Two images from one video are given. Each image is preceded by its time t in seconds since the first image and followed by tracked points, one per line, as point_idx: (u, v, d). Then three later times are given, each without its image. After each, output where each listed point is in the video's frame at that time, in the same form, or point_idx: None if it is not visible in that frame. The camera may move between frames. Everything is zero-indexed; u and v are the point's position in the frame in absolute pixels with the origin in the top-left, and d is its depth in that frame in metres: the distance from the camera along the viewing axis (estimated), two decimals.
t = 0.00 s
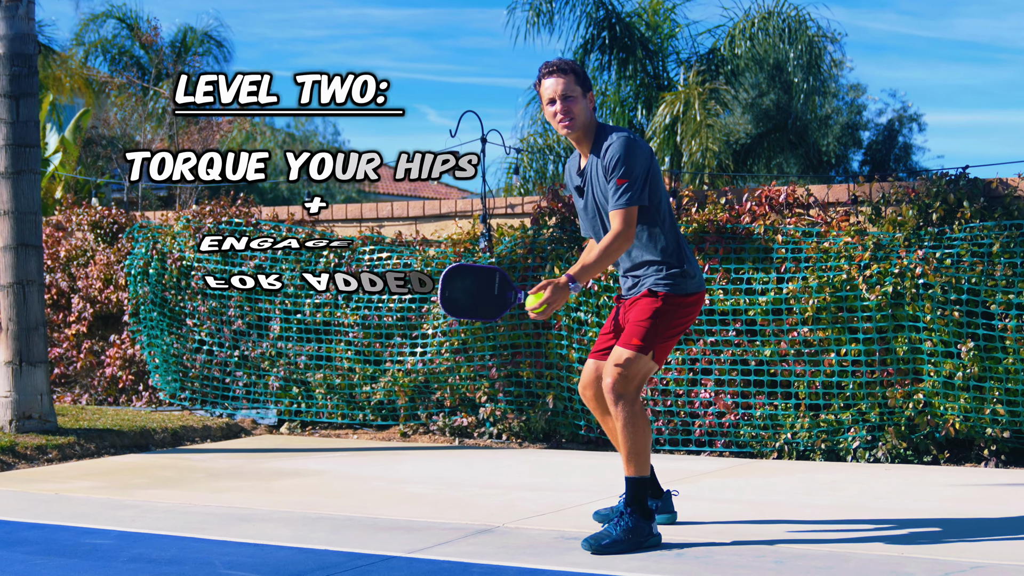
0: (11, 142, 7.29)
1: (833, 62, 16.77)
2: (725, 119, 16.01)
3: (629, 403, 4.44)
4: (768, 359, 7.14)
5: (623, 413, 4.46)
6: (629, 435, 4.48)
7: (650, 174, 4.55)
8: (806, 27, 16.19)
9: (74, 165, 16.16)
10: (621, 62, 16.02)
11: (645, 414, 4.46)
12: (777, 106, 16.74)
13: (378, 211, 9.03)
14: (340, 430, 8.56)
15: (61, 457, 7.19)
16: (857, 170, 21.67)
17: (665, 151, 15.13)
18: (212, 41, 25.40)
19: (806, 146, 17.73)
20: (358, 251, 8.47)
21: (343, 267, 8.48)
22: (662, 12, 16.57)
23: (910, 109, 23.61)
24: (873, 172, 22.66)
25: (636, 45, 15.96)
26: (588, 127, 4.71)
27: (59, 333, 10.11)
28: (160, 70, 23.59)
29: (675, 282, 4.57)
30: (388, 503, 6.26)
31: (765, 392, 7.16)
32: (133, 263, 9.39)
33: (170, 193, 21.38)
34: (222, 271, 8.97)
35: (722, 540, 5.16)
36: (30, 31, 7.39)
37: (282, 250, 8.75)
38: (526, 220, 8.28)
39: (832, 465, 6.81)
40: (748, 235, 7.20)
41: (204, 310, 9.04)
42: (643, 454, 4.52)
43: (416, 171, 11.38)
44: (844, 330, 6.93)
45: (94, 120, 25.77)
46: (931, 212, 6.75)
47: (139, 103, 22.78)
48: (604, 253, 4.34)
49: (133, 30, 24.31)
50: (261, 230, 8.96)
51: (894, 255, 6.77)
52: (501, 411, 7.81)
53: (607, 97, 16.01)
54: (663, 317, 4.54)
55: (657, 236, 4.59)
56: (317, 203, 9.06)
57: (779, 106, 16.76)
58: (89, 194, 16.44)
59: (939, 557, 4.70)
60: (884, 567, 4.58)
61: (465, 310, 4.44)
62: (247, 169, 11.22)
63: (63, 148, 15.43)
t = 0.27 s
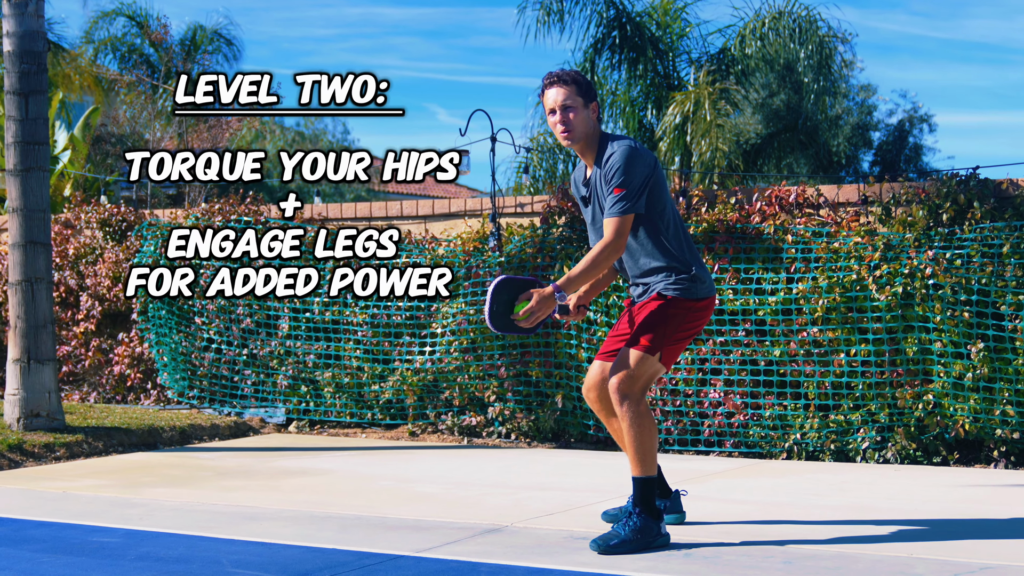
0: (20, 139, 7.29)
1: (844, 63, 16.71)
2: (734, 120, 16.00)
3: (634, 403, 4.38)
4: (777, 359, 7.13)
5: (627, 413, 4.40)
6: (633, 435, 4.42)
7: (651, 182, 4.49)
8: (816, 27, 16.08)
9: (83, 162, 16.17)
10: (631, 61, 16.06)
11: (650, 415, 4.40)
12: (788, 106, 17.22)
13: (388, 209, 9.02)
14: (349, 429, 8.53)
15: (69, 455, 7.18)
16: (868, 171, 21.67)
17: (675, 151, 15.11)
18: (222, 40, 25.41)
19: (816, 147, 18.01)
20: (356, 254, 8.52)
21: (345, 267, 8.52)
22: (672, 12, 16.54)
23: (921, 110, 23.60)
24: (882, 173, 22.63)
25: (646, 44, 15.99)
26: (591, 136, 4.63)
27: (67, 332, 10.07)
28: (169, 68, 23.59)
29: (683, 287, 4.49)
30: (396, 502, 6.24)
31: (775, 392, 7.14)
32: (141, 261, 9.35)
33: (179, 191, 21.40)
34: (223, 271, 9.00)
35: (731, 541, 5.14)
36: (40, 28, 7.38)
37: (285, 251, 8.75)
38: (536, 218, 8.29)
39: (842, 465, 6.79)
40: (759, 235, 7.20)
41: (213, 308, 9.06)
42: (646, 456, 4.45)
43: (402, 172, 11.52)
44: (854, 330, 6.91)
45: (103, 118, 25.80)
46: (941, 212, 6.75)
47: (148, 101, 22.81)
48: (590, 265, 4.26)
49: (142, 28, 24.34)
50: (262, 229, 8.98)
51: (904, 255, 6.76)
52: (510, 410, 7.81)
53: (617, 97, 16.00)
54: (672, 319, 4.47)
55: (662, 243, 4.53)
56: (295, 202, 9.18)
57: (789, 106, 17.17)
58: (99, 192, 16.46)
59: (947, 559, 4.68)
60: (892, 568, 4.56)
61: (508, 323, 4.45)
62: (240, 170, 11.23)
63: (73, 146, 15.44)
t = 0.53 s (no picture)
0: (25, 136, 7.28)
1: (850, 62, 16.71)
2: (739, 118, 15.98)
3: (628, 402, 4.33)
4: (782, 358, 7.13)
5: (622, 412, 4.35)
6: (629, 434, 4.38)
7: (647, 189, 4.42)
8: (822, 25, 16.09)
9: (87, 159, 16.16)
10: (637, 59, 16.01)
11: (645, 414, 4.34)
12: (794, 104, 17.10)
13: (393, 207, 8.94)
14: (354, 427, 8.51)
15: (73, 453, 7.17)
16: (873, 170, 21.69)
17: (681, 149, 15.21)
18: (227, 37, 25.41)
19: (821, 145, 18.03)
20: (356, 254, 8.52)
21: (345, 267, 8.53)
22: (678, 10, 16.51)
23: (927, 109, 23.62)
24: (888, 172, 22.63)
25: (652, 42, 15.97)
26: (587, 149, 4.62)
27: (71, 329, 10.06)
28: (173, 66, 23.56)
29: (682, 293, 4.47)
30: (400, 501, 6.23)
31: (780, 391, 7.14)
32: (146, 258, 9.31)
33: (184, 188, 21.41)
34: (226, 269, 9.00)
35: (736, 540, 5.13)
36: (45, 25, 7.37)
37: (286, 251, 8.75)
38: (541, 216, 8.27)
39: (846, 465, 6.78)
40: (764, 233, 7.19)
41: (217, 306, 9.00)
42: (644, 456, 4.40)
43: (402, 172, 11.47)
44: (859, 330, 6.91)
45: (108, 116, 25.80)
46: (947, 212, 6.73)
47: (153, 98, 22.80)
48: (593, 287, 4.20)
49: (147, 25, 24.34)
50: (262, 228, 8.93)
51: (909, 254, 6.75)
52: (515, 409, 7.81)
53: (622, 95, 15.97)
54: (672, 322, 4.45)
55: (661, 249, 4.48)
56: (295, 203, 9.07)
57: (795, 105, 17.05)
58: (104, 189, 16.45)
59: (952, 559, 4.66)
60: (897, 567, 4.55)
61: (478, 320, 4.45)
62: (240, 170, 11.21)
63: (77, 143, 15.43)
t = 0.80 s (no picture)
0: (27, 134, 7.27)
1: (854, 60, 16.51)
2: (742, 117, 15.97)
3: (628, 401, 4.32)
4: (786, 357, 7.12)
5: (623, 411, 4.34)
6: (630, 433, 4.37)
7: (649, 189, 4.41)
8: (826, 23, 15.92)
9: (90, 157, 16.15)
10: (641, 57, 16.00)
11: (646, 413, 4.33)
12: (797, 101, 17.17)
13: (396, 205, 8.90)
14: (356, 425, 8.52)
15: (76, 451, 7.17)
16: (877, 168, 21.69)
17: (684, 147, 15.22)
18: (230, 34, 25.37)
19: (825, 144, 18.02)
20: (356, 254, 8.53)
21: (345, 267, 8.52)
22: (682, 8, 16.49)
23: (931, 107, 23.61)
24: (891, 170, 22.62)
25: (656, 40, 15.94)
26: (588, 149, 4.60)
27: (74, 326, 10.06)
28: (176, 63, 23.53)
29: (685, 292, 4.46)
30: (403, 499, 6.22)
31: (783, 390, 7.14)
32: (148, 256, 9.29)
33: (187, 185, 21.40)
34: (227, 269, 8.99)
35: (739, 538, 5.13)
36: (47, 23, 7.35)
37: (286, 251, 8.75)
38: (545, 215, 8.20)
39: (849, 463, 6.78)
40: (767, 232, 7.18)
41: (221, 303, 9.02)
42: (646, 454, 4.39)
43: (403, 172, 11.45)
44: (863, 328, 6.90)
45: (110, 113, 25.78)
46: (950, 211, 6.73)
47: (156, 96, 22.78)
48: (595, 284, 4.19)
49: (150, 22, 24.31)
50: (262, 228, 8.93)
51: (913, 253, 6.75)
52: (518, 407, 7.82)
53: (625, 93, 15.95)
54: (674, 322, 4.44)
55: (664, 249, 4.47)
56: (296, 203, 8.98)
57: (799, 103, 17.22)
58: (107, 186, 16.42)
59: (956, 557, 4.66)
60: (900, 566, 4.54)
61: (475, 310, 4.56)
62: (241, 170, 11.20)
63: (80, 140, 15.41)
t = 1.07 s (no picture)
0: (26, 132, 7.25)
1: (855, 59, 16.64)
2: (742, 115, 15.96)
3: (630, 400, 4.33)
4: (785, 356, 7.13)
5: (624, 410, 4.35)
6: (632, 431, 4.38)
7: (652, 186, 4.41)
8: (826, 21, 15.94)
9: (89, 154, 16.12)
10: (641, 55, 16.00)
11: (648, 411, 4.34)
12: (797, 101, 17.16)
13: (396, 203, 8.89)
14: (356, 423, 8.51)
15: (75, 449, 7.16)
16: (876, 166, 21.70)
17: (684, 146, 15.23)
18: (230, 31, 25.32)
19: (825, 142, 18.00)
20: (356, 254, 8.53)
21: (345, 267, 8.52)
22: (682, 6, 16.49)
23: (931, 105, 23.63)
24: (891, 169, 22.63)
25: (656, 38, 15.94)
26: (589, 146, 4.58)
27: (73, 324, 10.05)
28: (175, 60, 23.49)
29: (687, 290, 4.47)
30: (403, 497, 6.22)
31: (783, 389, 7.14)
32: (148, 254, 9.29)
33: (187, 183, 21.37)
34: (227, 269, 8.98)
35: (739, 537, 5.14)
36: (46, 20, 7.34)
37: (286, 251, 8.74)
38: (544, 213, 8.20)
39: (849, 462, 6.79)
40: (768, 231, 7.18)
41: (220, 302, 9.02)
42: (648, 452, 4.40)
43: (403, 172, 11.46)
44: (863, 327, 6.91)
45: (110, 110, 25.73)
46: (950, 209, 6.72)
47: (155, 93, 22.74)
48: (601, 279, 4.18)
49: (149, 19, 24.26)
50: (261, 228, 8.92)
51: (913, 252, 6.75)
52: (518, 405, 7.82)
53: (626, 91, 15.95)
54: (676, 319, 4.44)
55: (666, 246, 4.47)
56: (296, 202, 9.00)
57: (799, 101, 17.15)
58: (107, 183, 16.39)
59: (955, 556, 4.66)
60: (900, 564, 4.55)
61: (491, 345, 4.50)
62: (241, 169, 11.19)
63: (79, 138, 15.38)
